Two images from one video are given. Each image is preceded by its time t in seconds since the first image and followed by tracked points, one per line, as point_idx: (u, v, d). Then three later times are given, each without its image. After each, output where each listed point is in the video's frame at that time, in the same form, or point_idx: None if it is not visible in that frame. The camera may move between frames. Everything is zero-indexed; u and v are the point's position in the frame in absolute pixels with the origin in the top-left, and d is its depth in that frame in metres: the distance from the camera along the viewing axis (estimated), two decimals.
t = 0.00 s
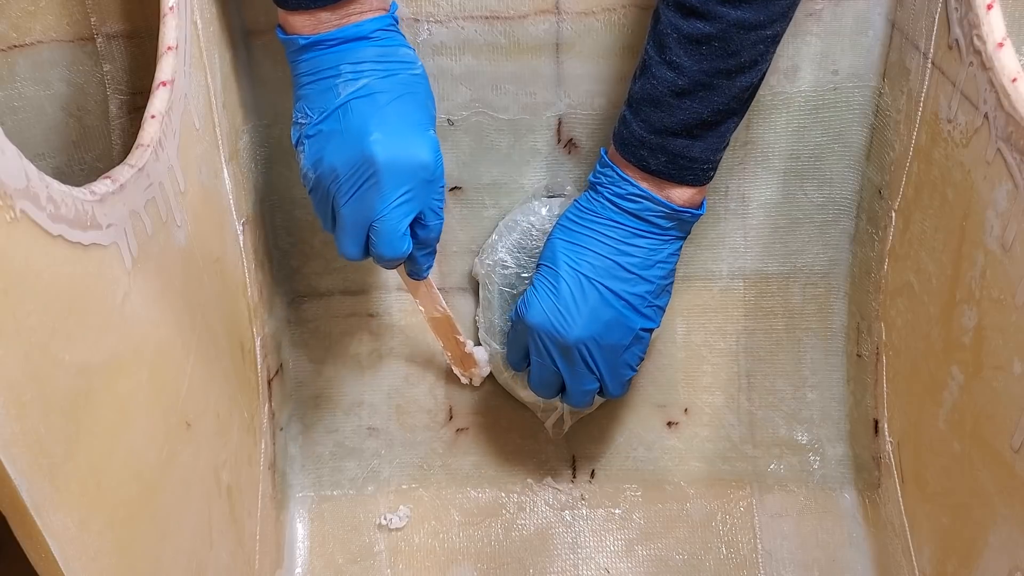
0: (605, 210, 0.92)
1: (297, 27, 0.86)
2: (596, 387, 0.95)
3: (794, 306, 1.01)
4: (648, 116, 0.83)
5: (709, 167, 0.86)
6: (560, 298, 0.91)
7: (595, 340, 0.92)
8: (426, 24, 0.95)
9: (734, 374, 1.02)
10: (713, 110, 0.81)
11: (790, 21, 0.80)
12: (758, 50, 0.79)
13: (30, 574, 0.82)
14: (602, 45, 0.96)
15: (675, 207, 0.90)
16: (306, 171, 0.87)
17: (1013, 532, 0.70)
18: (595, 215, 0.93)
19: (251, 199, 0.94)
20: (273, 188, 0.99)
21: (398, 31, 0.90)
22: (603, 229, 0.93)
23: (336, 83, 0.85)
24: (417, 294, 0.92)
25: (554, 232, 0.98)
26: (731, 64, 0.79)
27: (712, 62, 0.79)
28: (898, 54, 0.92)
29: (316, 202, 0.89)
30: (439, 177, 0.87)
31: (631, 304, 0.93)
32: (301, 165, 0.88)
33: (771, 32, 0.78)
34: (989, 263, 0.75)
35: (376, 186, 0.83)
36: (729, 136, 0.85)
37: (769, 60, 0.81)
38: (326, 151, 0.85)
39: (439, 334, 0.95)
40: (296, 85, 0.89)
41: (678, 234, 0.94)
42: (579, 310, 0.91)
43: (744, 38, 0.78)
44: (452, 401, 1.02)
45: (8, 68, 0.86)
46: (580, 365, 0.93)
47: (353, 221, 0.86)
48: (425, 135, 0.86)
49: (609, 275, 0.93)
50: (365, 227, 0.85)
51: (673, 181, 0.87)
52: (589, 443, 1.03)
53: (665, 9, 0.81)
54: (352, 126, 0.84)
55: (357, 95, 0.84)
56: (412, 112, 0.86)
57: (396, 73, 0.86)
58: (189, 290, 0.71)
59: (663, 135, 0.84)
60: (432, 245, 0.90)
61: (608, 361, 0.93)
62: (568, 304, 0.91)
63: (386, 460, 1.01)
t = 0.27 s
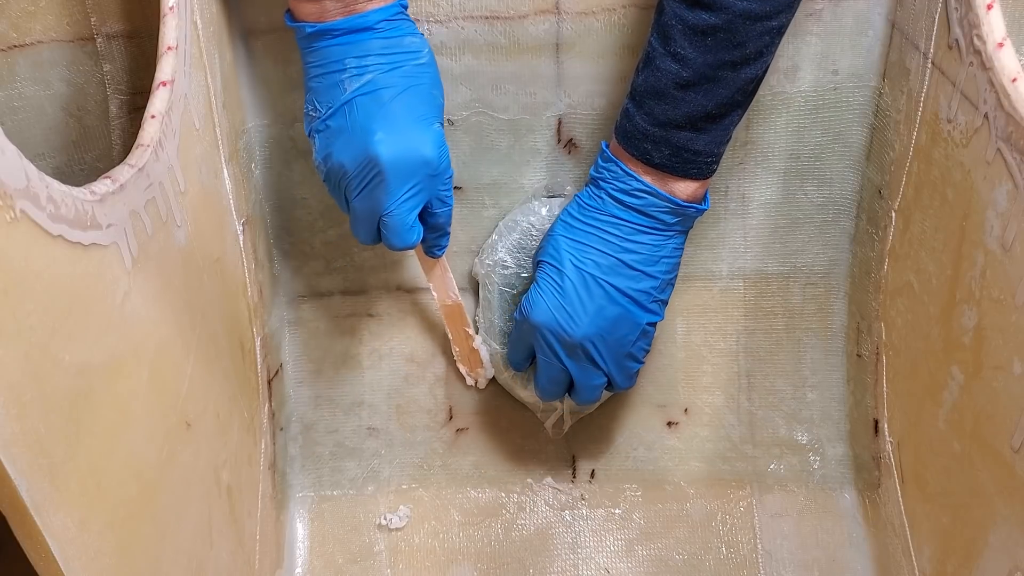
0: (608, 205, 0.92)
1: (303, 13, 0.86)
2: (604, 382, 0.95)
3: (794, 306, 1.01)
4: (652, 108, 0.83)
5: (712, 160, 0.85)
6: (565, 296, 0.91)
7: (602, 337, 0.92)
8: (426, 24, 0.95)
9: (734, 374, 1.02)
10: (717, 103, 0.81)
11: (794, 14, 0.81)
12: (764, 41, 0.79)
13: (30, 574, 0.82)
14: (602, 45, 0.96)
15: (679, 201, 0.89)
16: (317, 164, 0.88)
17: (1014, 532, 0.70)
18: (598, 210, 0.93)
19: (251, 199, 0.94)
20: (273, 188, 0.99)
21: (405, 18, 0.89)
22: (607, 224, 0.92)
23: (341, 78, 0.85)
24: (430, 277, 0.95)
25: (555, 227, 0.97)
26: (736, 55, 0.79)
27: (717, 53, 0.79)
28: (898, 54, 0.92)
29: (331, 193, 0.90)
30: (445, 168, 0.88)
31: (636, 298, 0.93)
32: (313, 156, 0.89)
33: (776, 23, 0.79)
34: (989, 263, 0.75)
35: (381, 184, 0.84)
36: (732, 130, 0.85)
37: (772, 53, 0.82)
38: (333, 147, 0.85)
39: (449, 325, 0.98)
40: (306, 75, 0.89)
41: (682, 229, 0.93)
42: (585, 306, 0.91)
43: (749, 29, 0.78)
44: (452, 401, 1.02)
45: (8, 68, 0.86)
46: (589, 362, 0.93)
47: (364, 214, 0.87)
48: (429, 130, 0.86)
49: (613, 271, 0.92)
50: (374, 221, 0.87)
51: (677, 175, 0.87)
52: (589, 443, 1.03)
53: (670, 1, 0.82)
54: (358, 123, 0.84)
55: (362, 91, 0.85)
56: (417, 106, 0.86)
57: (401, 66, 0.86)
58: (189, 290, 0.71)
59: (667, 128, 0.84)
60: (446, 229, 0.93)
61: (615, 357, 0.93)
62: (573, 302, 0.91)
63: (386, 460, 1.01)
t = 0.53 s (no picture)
0: (612, 195, 0.91)
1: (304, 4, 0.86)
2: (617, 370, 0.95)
3: (794, 306, 1.01)
4: (658, 95, 0.82)
5: (718, 147, 0.85)
6: (573, 290, 0.90)
7: (612, 327, 0.91)
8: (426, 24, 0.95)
9: (734, 374, 1.02)
10: (724, 88, 0.81)
11: None
12: (771, 26, 0.79)
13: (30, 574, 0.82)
14: (602, 45, 0.96)
15: (685, 188, 0.89)
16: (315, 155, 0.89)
17: (1013, 531, 0.70)
18: (602, 200, 0.92)
19: (251, 198, 0.94)
20: (273, 188, 0.99)
21: (406, 11, 0.89)
22: (612, 215, 0.91)
23: (340, 72, 0.85)
24: (434, 259, 0.98)
25: (559, 218, 0.96)
26: (744, 40, 0.79)
27: (725, 38, 0.79)
28: (898, 55, 0.92)
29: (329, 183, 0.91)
30: (444, 161, 0.88)
31: (645, 287, 0.93)
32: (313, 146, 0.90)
33: (783, 7, 0.78)
34: (989, 263, 0.75)
35: (378, 182, 0.85)
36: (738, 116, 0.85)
37: (779, 38, 0.81)
38: (330, 140, 0.86)
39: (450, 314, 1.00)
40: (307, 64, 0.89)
41: (687, 216, 0.93)
42: (594, 299, 0.90)
43: (757, 13, 0.78)
44: (452, 401, 1.02)
45: (8, 68, 0.87)
46: (601, 351, 0.92)
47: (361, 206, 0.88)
48: (427, 126, 0.86)
49: (620, 261, 0.92)
50: (373, 215, 0.88)
51: (682, 163, 0.86)
52: (589, 443, 1.03)
53: None
54: (354, 120, 0.85)
55: (360, 87, 0.85)
56: (416, 102, 0.86)
57: (399, 60, 0.86)
58: (188, 290, 0.71)
59: (673, 115, 0.83)
60: (448, 217, 0.94)
61: (627, 346, 0.93)
62: (582, 293, 0.90)
63: (386, 460, 1.01)
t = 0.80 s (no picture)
0: (611, 190, 0.91)
1: None
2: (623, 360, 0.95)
3: (794, 306, 1.01)
4: (657, 88, 0.82)
5: (717, 139, 0.84)
6: (577, 285, 0.90)
7: (618, 320, 0.92)
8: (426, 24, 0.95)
9: (734, 374, 1.02)
10: (723, 80, 0.80)
11: None
12: (769, 16, 0.78)
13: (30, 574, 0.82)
14: (601, 45, 0.96)
15: (684, 181, 0.88)
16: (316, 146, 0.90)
17: (1014, 532, 0.70)
18: (601, 195, 0.92)
19: (250, 198, 0.94)
20: (273, 188, 0.99)
21: (410, 5, 0.87)
22: (612, 209, 0.91)
23: (340, 68, 0.85)
24: (439, 246, 0.98)
25: (556, 214, 0.96)
26: (743, 31, 0.78)
27: (723, 29, 0.78)
28: (899, 55, 0.92)
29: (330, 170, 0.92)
30: (442, 159, 0.88)
31: (648, 279, 0.93)
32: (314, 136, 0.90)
33: None
34: (989, 263, 0.75)
35: (374, 180, 0.86)
36: (737, 108, 0.84)
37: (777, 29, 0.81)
38: (328, 135, 0.86)
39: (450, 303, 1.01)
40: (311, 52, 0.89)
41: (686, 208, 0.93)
42: (599, 294, 0.91)
43: (755, 4, 0.77)
44: (452, 401, 1.02)
45: (8, 67, 0.87)
46: (607, 345, 0.93)
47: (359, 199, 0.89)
48: (424, 125, 0.86)
49: (622, 254, 0.92)
50: (371, 208, 0.90)
51: (681, 155, 0.86)
52: (589, 443, 1.03)
53: None
54: (352, 117, 0.85)
55: (359, 84, 0.84)
56: (414, 101, 0.85)
57: (399, 58, 0.85)
58: (189, 290, 0.71)
59: (672, 108, 0.83)
60: (449, 208, 0.93)
61: (633, 337, 0.93)
62: (585, 288, 0.90)
63: (386, 460, 1.01)
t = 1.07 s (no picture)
0: (611, 189, 0.91)
1: None
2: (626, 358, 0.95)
3: (794, 306, 1.01)
4: (656, 86, 0.82)
5: (716, 136, 0.84)
6: (579, 286, 0.90)
7: (621, 318, 0.92)
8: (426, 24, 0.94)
9: (734, 374, 1.02)
10: (722, 77, 0.80)
11: None
12: (768, 13, 0.78)
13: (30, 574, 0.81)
14: (601, 45, 0.96)
15: (685, 178, 0.88)
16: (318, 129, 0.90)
17: (1014, 531, 0.70)
18: (601, 195, 0.92)
19: (250, 198, 0.94)
20: (273, 187, 0.99)
21: None
22: (612, 209, 0.91)
23: (339, 52, 0.85)
24: (440, 226, 0.98)
25: (556, 213, 0.96)
26: (741, 28, 0.78)
27: (722, 26, 0.78)
28: (899, 55, 0.92)
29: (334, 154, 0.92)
30: (443, 142, 0.87)
31: (649, 277, 0.93)
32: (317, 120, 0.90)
33: None
34: (989, 263, 0.75)
35: (374, 164, 0.86)
36: (736, 104, 0.84)
37: (777, 25, 0.80)
38: (328, 119, 0.86)
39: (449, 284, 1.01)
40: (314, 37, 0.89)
41: (686, 205, 0.93)
42: (601, 293, 0.91)
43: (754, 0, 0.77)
44: (452, 401, 1.02)
45: (8, 67, 0.87)
46: (610, 343, 0.93)
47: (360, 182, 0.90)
48: (424, 110, 0.85)
49: (623, 253, 0.92)
50: (373, 193, 0.90)
51: (681, 152, 0.86)
52: (589, 443, 1.03)
53: None
54: (350, 102, 0.84)
55: (357, 69, 0.84)
56: (414, 85, 0.85)
57: (398, 42, 0.84)
58: (189, 290, 0.71)
59: (671, 106, 0.83)
60: (453, 188, 0.93)
61: (636, 335, 0.93)
62: (587, 288, 0.90)
63: (386, 460, 1.01)
